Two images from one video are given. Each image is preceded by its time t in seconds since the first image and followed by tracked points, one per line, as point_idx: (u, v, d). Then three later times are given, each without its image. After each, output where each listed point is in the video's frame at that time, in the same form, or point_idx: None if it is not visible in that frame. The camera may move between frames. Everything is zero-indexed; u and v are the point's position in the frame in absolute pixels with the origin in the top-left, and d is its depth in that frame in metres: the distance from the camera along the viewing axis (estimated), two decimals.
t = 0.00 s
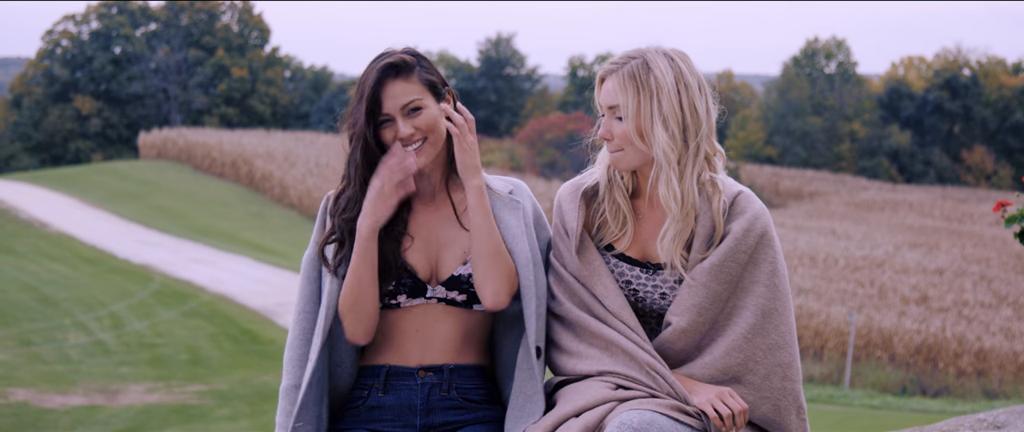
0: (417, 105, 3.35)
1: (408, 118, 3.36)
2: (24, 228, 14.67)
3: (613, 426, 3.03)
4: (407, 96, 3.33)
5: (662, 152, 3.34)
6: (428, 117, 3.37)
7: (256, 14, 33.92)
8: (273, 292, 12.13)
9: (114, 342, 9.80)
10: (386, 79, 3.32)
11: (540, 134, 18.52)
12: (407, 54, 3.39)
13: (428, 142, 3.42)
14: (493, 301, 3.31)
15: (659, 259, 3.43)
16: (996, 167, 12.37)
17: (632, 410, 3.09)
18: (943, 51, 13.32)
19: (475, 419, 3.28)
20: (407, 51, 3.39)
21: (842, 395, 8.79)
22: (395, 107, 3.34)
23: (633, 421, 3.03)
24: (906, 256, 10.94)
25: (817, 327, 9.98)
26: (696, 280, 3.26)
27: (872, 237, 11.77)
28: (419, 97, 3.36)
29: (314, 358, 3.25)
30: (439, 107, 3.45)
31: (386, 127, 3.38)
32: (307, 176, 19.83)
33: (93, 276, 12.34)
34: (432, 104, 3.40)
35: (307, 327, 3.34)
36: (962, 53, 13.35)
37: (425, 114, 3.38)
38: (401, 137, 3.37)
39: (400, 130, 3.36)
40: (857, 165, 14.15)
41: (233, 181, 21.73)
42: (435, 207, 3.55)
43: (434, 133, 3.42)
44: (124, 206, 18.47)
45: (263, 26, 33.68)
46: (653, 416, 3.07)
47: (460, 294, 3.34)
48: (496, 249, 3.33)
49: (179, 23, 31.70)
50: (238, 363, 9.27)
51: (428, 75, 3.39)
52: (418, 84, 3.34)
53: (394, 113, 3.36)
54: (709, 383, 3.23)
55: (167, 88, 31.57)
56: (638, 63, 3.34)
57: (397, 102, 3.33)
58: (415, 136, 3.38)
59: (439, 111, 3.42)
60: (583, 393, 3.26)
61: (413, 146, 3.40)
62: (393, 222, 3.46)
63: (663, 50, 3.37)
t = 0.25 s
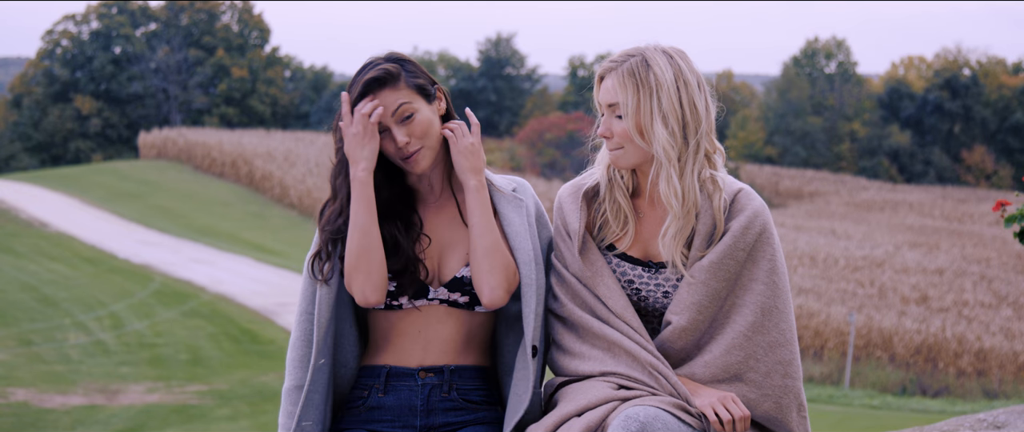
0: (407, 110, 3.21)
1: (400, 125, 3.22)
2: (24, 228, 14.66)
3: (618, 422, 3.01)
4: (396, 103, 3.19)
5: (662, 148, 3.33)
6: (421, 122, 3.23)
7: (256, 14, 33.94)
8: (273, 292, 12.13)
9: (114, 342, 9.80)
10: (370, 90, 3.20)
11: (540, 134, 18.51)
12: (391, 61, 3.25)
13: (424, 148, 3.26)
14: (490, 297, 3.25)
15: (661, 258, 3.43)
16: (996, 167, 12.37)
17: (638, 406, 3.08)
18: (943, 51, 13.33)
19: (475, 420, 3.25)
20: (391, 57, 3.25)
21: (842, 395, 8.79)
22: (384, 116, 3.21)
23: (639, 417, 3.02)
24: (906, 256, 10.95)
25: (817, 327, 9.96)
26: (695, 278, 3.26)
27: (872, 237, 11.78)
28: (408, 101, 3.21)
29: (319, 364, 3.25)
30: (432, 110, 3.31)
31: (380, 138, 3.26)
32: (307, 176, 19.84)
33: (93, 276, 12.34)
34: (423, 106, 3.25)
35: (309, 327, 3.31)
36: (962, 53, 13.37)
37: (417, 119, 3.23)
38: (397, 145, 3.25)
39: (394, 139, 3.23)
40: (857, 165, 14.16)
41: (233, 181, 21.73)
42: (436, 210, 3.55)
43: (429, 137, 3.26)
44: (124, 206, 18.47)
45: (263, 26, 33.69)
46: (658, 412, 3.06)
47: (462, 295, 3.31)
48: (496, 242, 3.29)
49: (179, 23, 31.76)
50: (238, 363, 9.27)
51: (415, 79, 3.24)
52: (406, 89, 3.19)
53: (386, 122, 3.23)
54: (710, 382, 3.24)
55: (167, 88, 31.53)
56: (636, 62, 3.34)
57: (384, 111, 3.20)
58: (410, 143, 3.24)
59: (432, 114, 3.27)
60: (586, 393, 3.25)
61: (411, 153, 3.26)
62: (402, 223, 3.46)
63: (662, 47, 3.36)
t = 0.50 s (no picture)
0: (419, 93, 3.32)
1: (410, 108, 3.32)
2: (24, 228, 14.66)
3: (619, 425, 3.02)
4: (409, 84, 3.30)
5: (659, 141, 3.34)
6: (431, 107, 3.33)
7: (256, 14, 33.95)
8: (273, 292, 12.14)
9: (114, 342, 9.80)
10: (385, 71, 3.31)
11: (540, 134, 18.51)
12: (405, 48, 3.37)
13: (432, 133, 3.35)
14: (489, 313, 3.26)
15: (660, 255, 3.43)
16: (996, 167, 12.37)
17: (639, 408, 3.09)
18: (943, 51, 13.34)
19: (473, 420, 3.27)
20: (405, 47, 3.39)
21: (842, 395, 8.79)
22: (396, 97, 3.30)
23: (639, 419, 3.02)
24: (906, 256, 10.95)
25: (817, 327, 9.96)
26: (695, 275, 3.25)
27: (872, 237, 11.78)
28: (421, 85, 3.33)
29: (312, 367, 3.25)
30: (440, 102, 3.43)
31: (388, 120, 3.33)
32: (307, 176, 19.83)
33: (93, 276, 12.34)
34: (432, 95, 3.36)
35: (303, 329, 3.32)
36: (962, 53, 13.36)
37: (427, 105, 3.34)
38: (404, 127, 3.31)
39: (404, 119, 3.31)
40: (857, 165, 14.18)
41: (233, 181, 21.74)
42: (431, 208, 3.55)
43: (437, 123, 3.36)
44: (124, 206, 18.47)
45: (263, 26, 33.68)
46: (660, 413, 3.06)
47: (461, 298, 3.32)
48: (499, 258, 3.29)
49: (179, 23, 31.76)
50: (238, 362, 9.27)
51: (428, 68, 3.38)
52: (420, 73, 3.32)
53: (396, 104, 3.32)
54: (711, 380, 3.24)
55: (167, 88, 31.54)
56: (634, 55, 3.36)
57: (397, 91, 3.29)
58: (420, 126, 3.32)
59: (440, 104, 3.39)
60: (586, 394, 3.26)
61: (417, 137, 3.34)
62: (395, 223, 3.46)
63: (660, 43, 3.37)
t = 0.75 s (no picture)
0: (430, 84, 3.36)
1: (421, 96, 3.34)
2: (24, 228, 14.66)
3: (609, 428, 3.02)
4: (424, 73, 3.34)
5: (657, 136, 3.35)
6: (441, 99, 3.35)
7: (256, 14, 33.96)
8: (273, 292, 12.14)
9: (114, 342, 9.80)
10: (403, 57, 3.36)
11: (540, 134, 18.55)
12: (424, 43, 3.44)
13: (438, 125, 3.35)
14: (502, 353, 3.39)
15: (659, 254, 3.43)
16: (996, 167, 12.37)
17: (629, 411, 3.09)
18: (943, 51, 13.34)
19: (473, 421, 3.29)
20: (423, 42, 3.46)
21: (842, 395, 8.78)
22: (409, 82, 3.33)
23: (628, 423, 3.02)
24: (906, 256, 10.95)
25: (817, 327, 9.96)
26: (692, 274, 3.25)
27: (872, 237, 11.78)
28: (434, 77, 3.37)
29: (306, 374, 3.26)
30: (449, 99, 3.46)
31: (396, 104, 3.34)
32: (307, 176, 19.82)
33: (93, 276, 12.34)
34: (443, 90, 3.40)
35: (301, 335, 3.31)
36: (962, 53, 13.37)
37: (438, 96, 3.36)
38: (412, 115, 3.32)
39: (411, 107, 3.32)
40: (857, 165, 14.22)
41: (233, 181, 21.74)
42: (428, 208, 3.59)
43: (444, 118, 3.37)
44: (124, 206, 18.47)
45: (263, 26, 33.45)
46: (650, 416, 3.06)
47: (459, 303, 3.32)
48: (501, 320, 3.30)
49: (179, 23, 31.87)
50: (238, 363, 9.27)
51: (442, 66, 3.45)
52: (435, 65, 3.38)
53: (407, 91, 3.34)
54: (705, 382, 3.24)
55: (167, 88, 31.65)
56: (637, 49, 3.38)
57: (412, 77, 3.33)
58: (426, 114, 3.32)
59: (450, 100, 3.42)
60: (580, 398, 3.25)
61: (422, 126, 3.33)
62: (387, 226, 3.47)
63: (660, 39, 3.38)
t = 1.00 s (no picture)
0: (436, 88, 3.37)
1: (425, 99, 3.35)
2: (24, 228, 14.66)
3: (600, 427, 3.03)
4: (430, 76, 3.36)
5: (658, 137, 3.34)
6: (446, 103, 3.37)
7: (256, 14, 33.99)
8: (273, 292, 12.14)
9: (113, 342, 9.79)
10: (410, 59, 3.37)
11: (540, 134, 18.49)
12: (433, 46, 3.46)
13: (439, 128, 3.37)
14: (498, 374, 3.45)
15: (658, 256, 3.42)
16: (996, 167, 12.31)
17: (620, 410, 3.09)
18: (943, 51, 13.31)
19: (472, 422, 3.33)
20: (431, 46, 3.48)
21: (842, 395, 8.78)
22: (415, 84, 3.34)
23: (620, 422, 3.02)
24: (906, 256, 10.96)
25: (817, 327, 9.96)
26: (688, 275, 3.25)
27: (872, 237, 11.78)
28: (440, 81, 3.39)
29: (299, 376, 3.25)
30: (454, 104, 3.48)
31: (399, 105, 3.34)
32: (307, 176, 19.82)
33: (93, 276, 12.34)
34: (448, 95, 3.41)
35: (298, 336, 3.27)
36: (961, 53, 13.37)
37: (443, 100, 3.38)
38: (415, 117, 3.32)
39: (415, 108, 3.33)
40: (857, 166, 14.29)
41: (233, 181, 21.74)
42: (426, 212, 3.54)
43: (447, 122, 3.38)
44: (124, 206, 18.47)
45: (263, 26, 33.77)
46: (641, 415, 3.06)
47: (455, 309, 3.31)
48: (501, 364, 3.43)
49: (179, 23, 32.01)
50: (238, 363, 9.27)
51: (449, 70, 3.47)
52: (442, 69, 3.40)
53: (411, 92, 3.35)
54: (699, 384, 3.23)
55: (167, 88, 31.59)
56: (640, 50, 3.37)
57: (417, 78, 3.34)
58: (429, 117, 3.34)
59: (454, 104, 3.43)
60: (573, 400, 3.25)
61: (424, 128, 3.35)
62: (384, 230, 3.43)
63: (664, 40, 3.38)
